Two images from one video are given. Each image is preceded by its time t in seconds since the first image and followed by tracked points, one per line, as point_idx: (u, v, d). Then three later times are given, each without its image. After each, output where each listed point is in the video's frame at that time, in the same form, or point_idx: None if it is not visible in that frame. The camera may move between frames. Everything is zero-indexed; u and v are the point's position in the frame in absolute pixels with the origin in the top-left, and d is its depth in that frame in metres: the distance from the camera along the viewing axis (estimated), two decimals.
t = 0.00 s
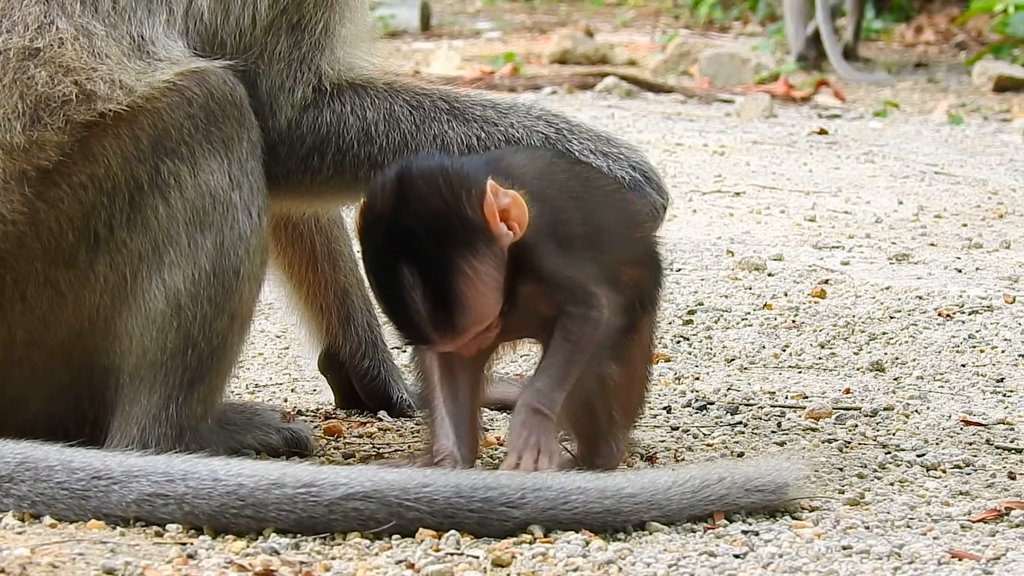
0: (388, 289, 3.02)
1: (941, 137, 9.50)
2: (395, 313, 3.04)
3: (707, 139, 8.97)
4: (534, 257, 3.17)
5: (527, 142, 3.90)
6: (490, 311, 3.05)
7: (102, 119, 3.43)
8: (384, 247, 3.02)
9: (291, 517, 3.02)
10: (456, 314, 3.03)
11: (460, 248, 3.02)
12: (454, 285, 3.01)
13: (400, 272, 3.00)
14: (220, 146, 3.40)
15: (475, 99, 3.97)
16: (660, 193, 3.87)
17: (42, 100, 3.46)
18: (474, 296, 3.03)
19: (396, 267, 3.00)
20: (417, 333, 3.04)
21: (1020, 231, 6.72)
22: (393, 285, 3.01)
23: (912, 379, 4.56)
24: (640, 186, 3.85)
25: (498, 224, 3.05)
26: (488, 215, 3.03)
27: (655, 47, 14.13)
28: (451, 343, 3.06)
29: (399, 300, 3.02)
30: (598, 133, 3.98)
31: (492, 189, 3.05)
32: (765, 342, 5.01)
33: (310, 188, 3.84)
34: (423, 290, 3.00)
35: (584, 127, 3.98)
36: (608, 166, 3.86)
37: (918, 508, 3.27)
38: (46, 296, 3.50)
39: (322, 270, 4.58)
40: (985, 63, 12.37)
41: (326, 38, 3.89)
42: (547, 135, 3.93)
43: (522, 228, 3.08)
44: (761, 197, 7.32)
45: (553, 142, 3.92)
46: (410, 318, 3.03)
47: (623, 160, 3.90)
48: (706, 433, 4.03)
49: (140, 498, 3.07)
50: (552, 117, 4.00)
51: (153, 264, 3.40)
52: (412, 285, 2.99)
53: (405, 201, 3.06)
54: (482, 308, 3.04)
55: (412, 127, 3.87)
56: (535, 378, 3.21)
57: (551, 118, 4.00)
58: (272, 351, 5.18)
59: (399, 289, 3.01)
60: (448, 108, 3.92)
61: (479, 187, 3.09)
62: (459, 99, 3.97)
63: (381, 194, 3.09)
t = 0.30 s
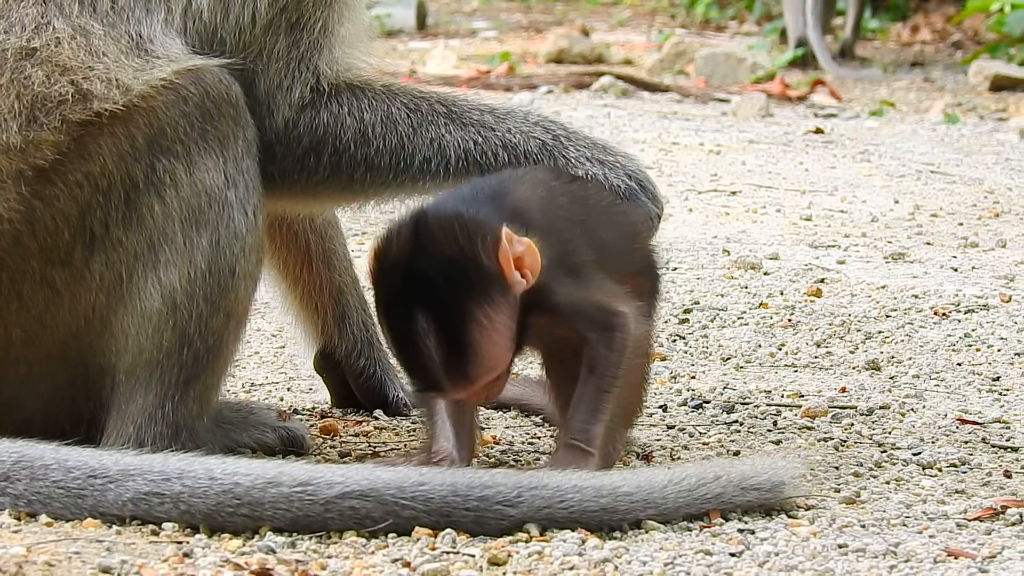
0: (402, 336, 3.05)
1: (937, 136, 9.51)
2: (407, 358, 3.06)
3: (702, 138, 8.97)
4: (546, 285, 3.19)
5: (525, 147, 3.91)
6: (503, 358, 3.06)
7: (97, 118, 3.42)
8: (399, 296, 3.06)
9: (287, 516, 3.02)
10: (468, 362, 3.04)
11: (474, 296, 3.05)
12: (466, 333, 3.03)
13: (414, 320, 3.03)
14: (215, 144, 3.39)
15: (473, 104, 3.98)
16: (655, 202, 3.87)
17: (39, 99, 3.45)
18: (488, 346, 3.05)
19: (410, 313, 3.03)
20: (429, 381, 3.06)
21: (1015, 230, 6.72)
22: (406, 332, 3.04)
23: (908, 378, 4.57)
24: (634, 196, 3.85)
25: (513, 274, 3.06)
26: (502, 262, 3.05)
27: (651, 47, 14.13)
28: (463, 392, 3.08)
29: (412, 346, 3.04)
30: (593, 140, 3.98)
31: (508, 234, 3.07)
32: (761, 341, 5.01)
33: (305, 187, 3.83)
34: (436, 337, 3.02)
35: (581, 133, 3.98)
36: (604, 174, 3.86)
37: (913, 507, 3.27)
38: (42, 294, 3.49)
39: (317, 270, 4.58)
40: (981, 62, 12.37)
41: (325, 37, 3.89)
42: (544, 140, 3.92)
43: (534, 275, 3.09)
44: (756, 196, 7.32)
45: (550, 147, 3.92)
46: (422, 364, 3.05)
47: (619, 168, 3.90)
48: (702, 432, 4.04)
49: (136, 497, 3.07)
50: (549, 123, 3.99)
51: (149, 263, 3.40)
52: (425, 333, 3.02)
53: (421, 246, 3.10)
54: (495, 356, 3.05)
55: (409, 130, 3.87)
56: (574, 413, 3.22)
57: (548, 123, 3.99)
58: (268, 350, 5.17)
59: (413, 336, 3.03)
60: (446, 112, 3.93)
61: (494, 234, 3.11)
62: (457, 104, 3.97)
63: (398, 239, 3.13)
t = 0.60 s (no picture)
0: (434, 414, 3.17)
1: (933, 135, 9.51)
2: (433, 433, 3.19)
3: (698, 136, 8.97)
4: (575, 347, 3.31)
5: (524, 156, 3.90)
6: (525, 451, 3.15)
7: (94, 114, 3.41)
8: (437, 375, 3.15)
9: (281, 512, 3.02)
10: (493, 451, 3.15)
11: (509, 390, 3.11)
12: (496, 426, 3.13)
13: (448, 403, 3.14)
14: (210, 141, 3.38)
15: (474, 111, 3.97)
16: (652, 216, 3.92)
17: (37, 96, 3.44)
18: (515, 440, 3.14)
19: (445, 396, 3.14)
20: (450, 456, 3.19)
21: (1011, 229, 6.73)
22: (439, 411, 3.16)
23: (903, 377, 4.57)
24: (632, 210, 3.89)
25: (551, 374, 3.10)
26: (545, 359, 3.09)
27: (647, 44, 14.13)
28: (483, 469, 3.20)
29: (442, 424, 3.17)
30: (593, 152, 3.99)
31: (554, 335, 3.11)
32: (757, 339, 5.02)
33: (301, 185, 3.83)
34: (465, 423, 3.15)
35: (580, 143, 3.98)
36: (602, 187, 3.89)
37: (908, 505, 3.28)
38: (38, 291, 3.49)
39: (311, 267, 4.57)
40: (977, 61, 12.38)
41: (328, 33, 3.89)
42: (544, 150, 3.92)
43: (572, 377, 3.13)
44: (752, 194, 7.32)
45: (549, 158, 3.91)
46: (448, 441, 3.19)
47: (618, 182, 3.92)
48: (697, 430, 4.04)
49: (131, 493, 3.07)
50: (549, 133, 3.98)
51: (144, 259, 3.39)
52: (457, 418, 3.15)
53: (468, 331, 3.18)
54: (518, 450, 3.15)
55: (408, 132, 3.87)
56: (581, 432, 3.32)
57: (549, 134, 3.98)
58: (263, 346, 5.17)
59: (444, 417, 3.16)
60: (446, 117, 3.93)
61: (540, 331, 3.16)
62: (458, 109, 3.97)
63: (447, 315, 3.21)
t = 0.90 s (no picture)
0: (418, 389, 3.20)
1: (923, 122, 9.52)
2: (411, 407, 3.22)
3: (688, 122, 8.96)
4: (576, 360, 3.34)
5: (515, 146, 3.89)
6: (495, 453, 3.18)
7: (84, 98, 3.37)
8: (434, 354, 3.19)
9: (270, 497, 3.01)
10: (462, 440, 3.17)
11: (498, 391, 3.15)
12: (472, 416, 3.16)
13: (432, 381, 3.17)
14: (200, 125, 3.37)
15: (467, 101, 3.97)
16: (642, 209, 3.91)
17: (29, 80, 3.40)
18: (487, 438, 3.17)
19: (432, 373, 3.17)
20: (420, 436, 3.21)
21: (1000, 216, 6.74)
22: (423, 387, 3.18)
23: (892, 363, 4.58)
24: (622, 202, 3.88)
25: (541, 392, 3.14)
26: (540, 375, 3.13)
27: (637, 30, 14.12)
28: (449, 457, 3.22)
29: (422, 399, 3.20)
30: (584, 143, 3.98)
31: (555, 355, 3.15)
32: (746, 326, 5.02)
33: (292, 171, 3.81)
34: (443, 403, 3.17)
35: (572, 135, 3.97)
36: (592, 178, 3.88)
37: (896, 492, 3.28)
38: (27, 275, 3.49)
39: (299, 253, 4.56)
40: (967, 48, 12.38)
41: (322, 18, 3.90)
42: (535, 140, 3.91)
43: (561, 406, 3.16)
44: (742, 180, 7.33)
45: (540, 148, 3.90)
46: (423, 420, 3.21)
47: (608, 173, 3.92)
48: (686, 416, 4.04)
49: (120, 477, 3.06)
50: (541, 123, 3.97)
51: (133, 243, 3.39)
52: (437, 397, 3.17)
53: (475, 322, 3.21)
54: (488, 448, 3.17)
55: (401, 119, 3.85)
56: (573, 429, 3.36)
57: (540, 124, 3.97)
58: (252, 331, 5.17)
59: (425, 393, 3.18)
60: (438, 105, 3.92)
61: (545, 345, 3.19)
62: (451, 98, 3.96)
63: (460, 304, 3.25)
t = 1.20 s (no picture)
0: (411, 367, 3.17)
1: (915, 106, 9.51)
2: (404, 389, 3.19)
3: (680, 106, 8.95)
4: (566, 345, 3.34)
5: (510, 132, 3.88)
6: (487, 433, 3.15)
7: (79, 81, 3.36)
8: (426, 332, 3.18)
9: (262, 481, 3.01)
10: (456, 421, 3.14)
11: (492, 368, 3.14)
12: (466, 394, 3.14)
13: (427, 359, 3.15)
14: (195, 109, 3.36)
15: (464, 86, 3.96)
16: (638, 194, 3.90)
17: (26, 64, 3.39)
18: (480, 418, 3.15)
19: (426, 351, 3.16)
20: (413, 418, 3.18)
21: (992, 200, 6.74)
22: (417, 364, 3.16)
23: (884, 347, 4.58)
24: (618, 187, 3.87)
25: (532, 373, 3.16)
26: (531, 356, 3.16)
27: (629, 14, 14.09)
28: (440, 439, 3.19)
29: (415, 378, 3.17)
30: (580, 129, 3.97)
31: (546, 337, 3.18)
32: (738, 309, 5.02)
33: (286, 155, 3.79)
34: (438, 382, 3.14)
35: (569, 121, 3.96)
36: (588, 164, 3.87)
37: (888, 476, 3.29)
38: (22, 258, 3.47)
39: (292, 237, 4.55)
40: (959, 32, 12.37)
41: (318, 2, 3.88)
42: (531, 126, 3.90)
43: (548, 389, 3.19)
44: (733, 164, 7.32)
45: (536, 134, 3.89)
46: (415, 401, 3.17)
47: (605, 159, 3.91)
48: (678, 400, 4.04)
49: (112, 461, 3.05)
50: (537, 109, 3.96)
51: (128, 227, 3.37)
52: (431, 375, 3.14)
53: (470, 303, 3.23)
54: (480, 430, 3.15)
55: (396, 103, 3.84)
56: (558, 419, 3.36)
57: (536, 110, 3.96)
58: (244, 315, 5.16)
59: (419, 371, 3.16)
60: (434, 90, 3.91)
61: (535, 326, 3.22)
62: (448, 83, 3.95)
63: (451, 288, 3.27)
